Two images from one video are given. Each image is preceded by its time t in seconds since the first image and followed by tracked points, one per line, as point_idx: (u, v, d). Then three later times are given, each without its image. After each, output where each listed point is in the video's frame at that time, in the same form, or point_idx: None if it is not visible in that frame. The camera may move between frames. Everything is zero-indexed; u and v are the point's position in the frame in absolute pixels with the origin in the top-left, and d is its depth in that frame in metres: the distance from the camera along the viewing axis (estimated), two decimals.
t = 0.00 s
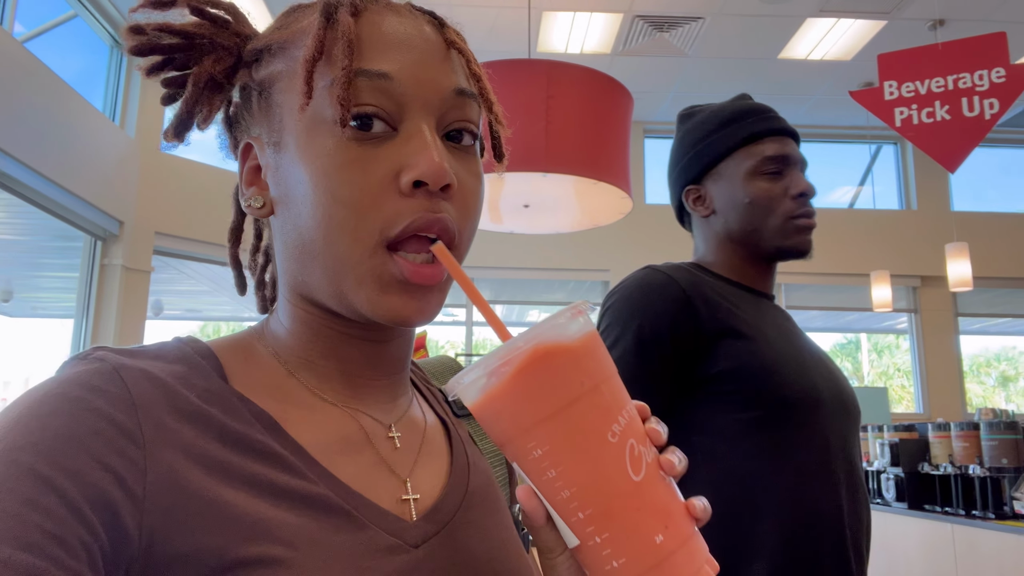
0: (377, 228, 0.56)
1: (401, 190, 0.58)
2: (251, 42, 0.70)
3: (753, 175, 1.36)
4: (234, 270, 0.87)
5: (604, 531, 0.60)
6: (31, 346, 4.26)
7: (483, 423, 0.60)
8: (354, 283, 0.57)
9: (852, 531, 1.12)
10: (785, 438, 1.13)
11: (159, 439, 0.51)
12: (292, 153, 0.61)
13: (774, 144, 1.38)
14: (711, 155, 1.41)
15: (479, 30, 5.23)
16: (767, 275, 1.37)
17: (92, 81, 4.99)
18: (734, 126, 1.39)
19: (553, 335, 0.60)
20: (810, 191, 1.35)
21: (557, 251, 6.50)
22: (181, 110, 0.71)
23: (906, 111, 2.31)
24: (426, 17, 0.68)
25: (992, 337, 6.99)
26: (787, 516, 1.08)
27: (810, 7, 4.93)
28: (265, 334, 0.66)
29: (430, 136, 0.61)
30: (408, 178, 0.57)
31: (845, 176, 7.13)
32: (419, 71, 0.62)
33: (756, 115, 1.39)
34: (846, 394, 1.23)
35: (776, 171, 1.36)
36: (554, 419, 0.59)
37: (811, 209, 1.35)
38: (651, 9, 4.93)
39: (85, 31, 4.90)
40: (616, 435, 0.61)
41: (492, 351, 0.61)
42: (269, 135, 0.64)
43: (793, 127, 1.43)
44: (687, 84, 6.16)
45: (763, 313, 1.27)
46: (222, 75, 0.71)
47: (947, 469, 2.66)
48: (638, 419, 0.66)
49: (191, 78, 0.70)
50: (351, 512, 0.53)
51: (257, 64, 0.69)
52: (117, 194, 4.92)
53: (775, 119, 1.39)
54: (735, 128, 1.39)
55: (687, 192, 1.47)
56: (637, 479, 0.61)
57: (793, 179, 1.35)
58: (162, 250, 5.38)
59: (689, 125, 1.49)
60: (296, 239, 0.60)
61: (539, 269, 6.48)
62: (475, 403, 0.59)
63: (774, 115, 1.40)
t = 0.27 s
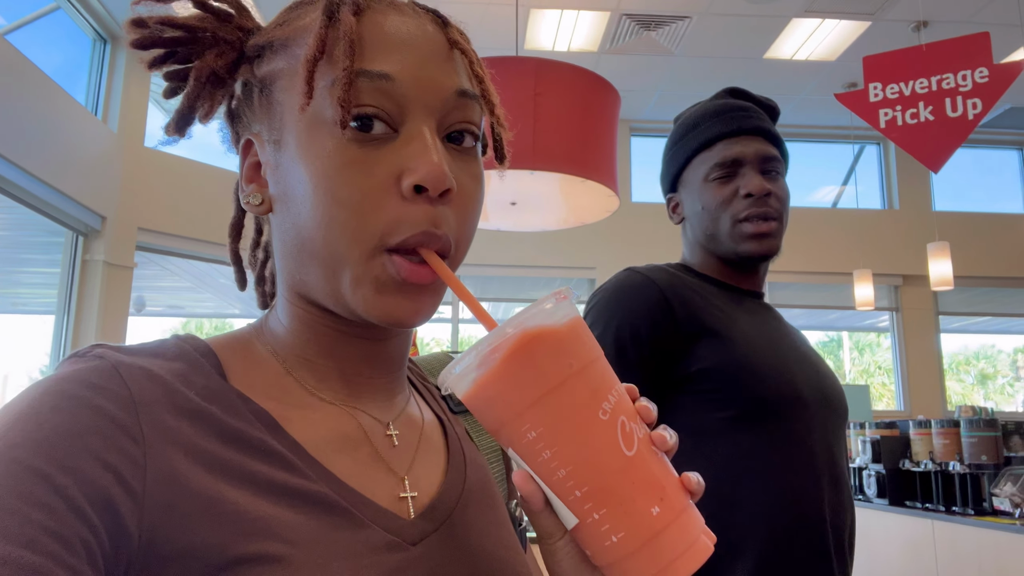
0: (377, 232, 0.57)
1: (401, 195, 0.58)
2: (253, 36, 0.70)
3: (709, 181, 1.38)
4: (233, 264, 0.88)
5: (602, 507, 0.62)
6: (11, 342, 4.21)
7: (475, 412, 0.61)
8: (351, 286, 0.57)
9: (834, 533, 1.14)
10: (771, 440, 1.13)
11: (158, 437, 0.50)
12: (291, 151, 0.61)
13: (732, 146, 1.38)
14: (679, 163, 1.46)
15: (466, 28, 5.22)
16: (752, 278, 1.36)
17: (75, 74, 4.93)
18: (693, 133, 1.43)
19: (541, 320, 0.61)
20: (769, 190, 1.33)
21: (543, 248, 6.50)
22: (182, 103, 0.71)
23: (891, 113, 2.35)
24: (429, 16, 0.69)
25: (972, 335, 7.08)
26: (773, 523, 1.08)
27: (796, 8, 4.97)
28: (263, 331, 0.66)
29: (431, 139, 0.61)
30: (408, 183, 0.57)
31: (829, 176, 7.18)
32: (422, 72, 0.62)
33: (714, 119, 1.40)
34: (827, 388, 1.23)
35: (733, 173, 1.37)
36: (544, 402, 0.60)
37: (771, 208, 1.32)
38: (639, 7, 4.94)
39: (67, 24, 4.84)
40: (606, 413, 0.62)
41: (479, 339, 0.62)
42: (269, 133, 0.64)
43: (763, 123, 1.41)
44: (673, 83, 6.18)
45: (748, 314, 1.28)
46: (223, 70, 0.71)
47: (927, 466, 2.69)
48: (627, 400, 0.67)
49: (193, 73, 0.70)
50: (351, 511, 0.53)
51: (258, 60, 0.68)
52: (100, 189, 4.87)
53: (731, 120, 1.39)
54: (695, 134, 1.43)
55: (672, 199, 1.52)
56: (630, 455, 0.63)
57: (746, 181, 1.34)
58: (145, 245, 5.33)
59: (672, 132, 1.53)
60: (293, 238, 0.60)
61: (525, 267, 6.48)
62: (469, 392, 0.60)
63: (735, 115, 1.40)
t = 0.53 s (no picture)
0: (369, 252, 0.56)
1: (395, 220, 0.58)
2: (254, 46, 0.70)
3: (692, 188, 1.38)
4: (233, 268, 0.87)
5: (589, 507, 0.62)
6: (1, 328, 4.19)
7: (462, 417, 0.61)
8: (343, 304, 0.57)
9: (808, 537, 1.12)
10: (732, 443, 1.14)
11: (157, 453, 0.50)
12: (288, 170, 0.61)
13: (714, 152, 1.37)
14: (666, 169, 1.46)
15: (463, 18, 5.20)
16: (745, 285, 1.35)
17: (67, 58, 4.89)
18: (676, 143, 1.43)
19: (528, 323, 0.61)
20: (748, 199, 1.31)
21: (536, 240, 6.50)
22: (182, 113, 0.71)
23: (886, 113, 2.37)
24: (430, 34, 0.68)
25: (961, 332, 7.13)
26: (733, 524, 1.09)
27: (792, 4, 4.96)
28: (260, 343, 0.66)
29: (428, 165, 0.61)
30: (403, 210, 0.57)
31: (823, 172, 7.20)
32: (419, 95, 0.62)
33: (696, 126, 1.39)
34: (805, 388, 1.22)
35: (715, 180, 1.36)
36: (533, 405, 0.60)
37: (752, 217, 1.31)
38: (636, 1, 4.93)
39: (59, 7, 4.79)
40: (592, 414, 0.62)
41: (467, 343, 0.62)
42: (267, 148, 0.64)
43: (748, 129, 1.38)
44: (669, 77, 6.17)
45: (736, 320, 1.27)
46: (224, 78, 0.70)
47: (915, 463, 2.72)
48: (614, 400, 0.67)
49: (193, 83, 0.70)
50: (347, 526, 0.53)
51: (259, 71, 0.68)
52: (91, 175, 4.84)
53: (712, 128, 1.37)
54: (677, 143, 1.42)
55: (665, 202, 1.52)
56: (615, 455, 0.62)
57: (725, 188, 1.33)
58: (136, 232, 5.30)
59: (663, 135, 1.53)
60: (287, 255, 0.60)
61: (519, 259, 6.48)
62: (458, 395, 0.60)
63: (717, 120, 1.38)
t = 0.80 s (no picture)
0: (367, 262, 0.56)
1: (395, 231, 0.57)
2: (257, 50, 0.70)
3: (684, 187, 1.38)
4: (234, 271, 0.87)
5: (592, 518, 0.61)
6: None
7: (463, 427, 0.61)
8: (343, 312, 0.57)
9: (790, 551, 1.11)
10: (712, 453, 1.13)
11: (158, 458, 0.50)
12: (288, 178, 0.61)
13: (706, 151, 1.36)
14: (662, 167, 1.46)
15: (464, 11, 5.18)
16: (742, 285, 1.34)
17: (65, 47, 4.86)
18: (669, 142, 1.43)
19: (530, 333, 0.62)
20: (735, 198, 1.30)
21: (534, 234, 6.50)
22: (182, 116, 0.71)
23: (887, 111, 2.37)
24: (434, 42, 0.68)
25: (957, 329, 7.16)
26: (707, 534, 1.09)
27: None
28: (259, 349, 0.66)
29: (428, 176, 0.61)
30: (403, 221, 0.57)
31: (822, 169, 7.20)
32: (421, 106, 0.62)
33: (688, 123, 1.38)
34: (787, 391, 1.20)
35: (706, 179, 1.35)
36: (535, 415, 0.60)
37: (739, 215, 1.30)
38: None
39: None
40: (594, 424, 0.62)
41: (467, 353, 0.62)
42: (268, 155, 0.64)
43: (740, 126, 1.36)
44: (669, 71, 6.16)
45: (733, 325, 1.27)
46: (225, 81, 0.70)
47: (909, 460, 2.73)
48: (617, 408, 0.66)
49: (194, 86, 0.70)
50: (347, 531, 0.53)
51: (261, 76, 0.68)
52: (89, 165, 4.82)
53: (701, 126, 1.36)
54: (670, 143, 1.42)
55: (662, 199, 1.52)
56: (618, 465, 0.62)
57: (715, 188, 1.32)
58: (134, 223, 5.29)
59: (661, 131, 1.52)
60: (286, 263, 0.60)
61: (516, 252, 6.48)
62: (459, 405, 0.60)
63: (709, 118, 1.36)
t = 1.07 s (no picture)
0: (366, 257, 0.56)
1: (395, 228, 0.57)
2: (255, 46, 0.70)
3: (683, 182, 1.38)
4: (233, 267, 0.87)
5: (598, 511, 0.62)
6: None
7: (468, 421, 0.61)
8: (343, 307, 0.57)
9: (785, 550, 1.11)
10: (707, 452, 1.14)
11: (157, 455, 0.51)
12: (287, 174, 0.61)
13: (704, 146, 1.36)
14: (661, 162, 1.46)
15: (463, 10, 5.18)
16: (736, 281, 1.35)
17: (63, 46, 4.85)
18: (670, 136, 1.42)
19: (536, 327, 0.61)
20: (734, 194, 1.29)
21: (533, 234, 6.50)
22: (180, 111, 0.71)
23: (887, 111, 2.38)
24: (434, 37, 0.68)
25: (956, 329, 7.16)
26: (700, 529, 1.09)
27: None
28: (257, 345, 0.66)
29: (428, 172, 0.61)
30: (403, 217, 0.57)
31: (821, 168, 7.21)
32: (421, 102, 0.62)
33: (688, 118, 1.38)
34: (778, 390, 1.20)
35: (705, 174, 1.35)
36: (539, 409, 0.60)
37: (737, 212, 1.30)
38: None
39: None
40: (599, 418, 0.62)
41: (470, 348, 0.62)
42: (266, 151, 0.64)
43: (740, 121, 1.36)
44: (668, 71, 6.16)
45: (730, 325, 1.27)
46: (223, 77, 0.70)
47: (908, 459, 2.73)
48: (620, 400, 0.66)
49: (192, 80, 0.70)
50: (346, 526, 0.54)
51: (259, 72, 0.68)
52: (87, 164, 4.82)
53: (703, 120, 1.35)
54: (671, 136, 1.42)
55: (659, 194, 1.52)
56: (624, 457, 0.63)
57: (714, 183, 1.32)
58: (132, 222, 5.29)
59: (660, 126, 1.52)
60: (286, 259, 0.60)
61: (515, 252, 6.48)
62: (464, 399, 0.60)
63: (708, 113, 1.36)
